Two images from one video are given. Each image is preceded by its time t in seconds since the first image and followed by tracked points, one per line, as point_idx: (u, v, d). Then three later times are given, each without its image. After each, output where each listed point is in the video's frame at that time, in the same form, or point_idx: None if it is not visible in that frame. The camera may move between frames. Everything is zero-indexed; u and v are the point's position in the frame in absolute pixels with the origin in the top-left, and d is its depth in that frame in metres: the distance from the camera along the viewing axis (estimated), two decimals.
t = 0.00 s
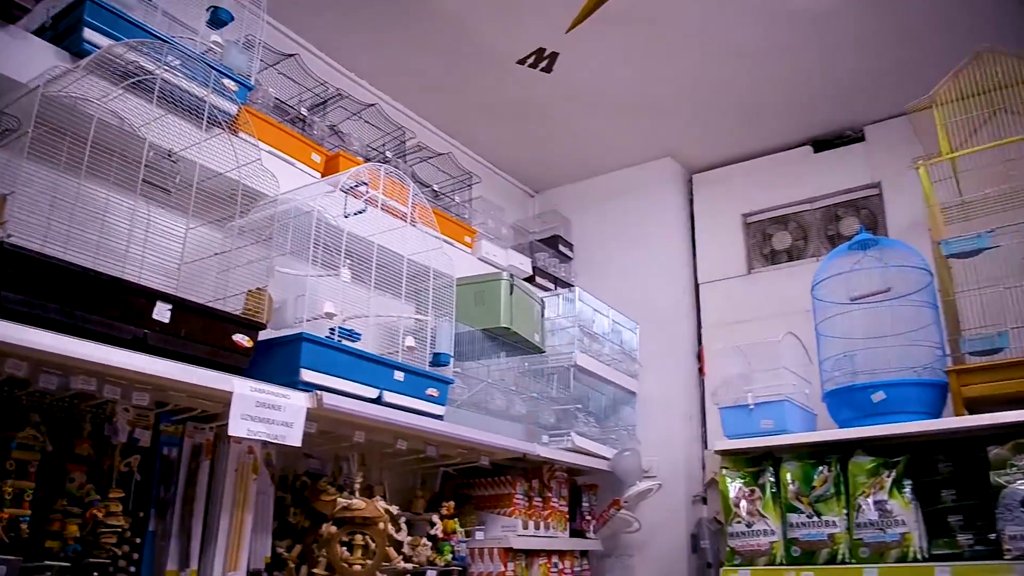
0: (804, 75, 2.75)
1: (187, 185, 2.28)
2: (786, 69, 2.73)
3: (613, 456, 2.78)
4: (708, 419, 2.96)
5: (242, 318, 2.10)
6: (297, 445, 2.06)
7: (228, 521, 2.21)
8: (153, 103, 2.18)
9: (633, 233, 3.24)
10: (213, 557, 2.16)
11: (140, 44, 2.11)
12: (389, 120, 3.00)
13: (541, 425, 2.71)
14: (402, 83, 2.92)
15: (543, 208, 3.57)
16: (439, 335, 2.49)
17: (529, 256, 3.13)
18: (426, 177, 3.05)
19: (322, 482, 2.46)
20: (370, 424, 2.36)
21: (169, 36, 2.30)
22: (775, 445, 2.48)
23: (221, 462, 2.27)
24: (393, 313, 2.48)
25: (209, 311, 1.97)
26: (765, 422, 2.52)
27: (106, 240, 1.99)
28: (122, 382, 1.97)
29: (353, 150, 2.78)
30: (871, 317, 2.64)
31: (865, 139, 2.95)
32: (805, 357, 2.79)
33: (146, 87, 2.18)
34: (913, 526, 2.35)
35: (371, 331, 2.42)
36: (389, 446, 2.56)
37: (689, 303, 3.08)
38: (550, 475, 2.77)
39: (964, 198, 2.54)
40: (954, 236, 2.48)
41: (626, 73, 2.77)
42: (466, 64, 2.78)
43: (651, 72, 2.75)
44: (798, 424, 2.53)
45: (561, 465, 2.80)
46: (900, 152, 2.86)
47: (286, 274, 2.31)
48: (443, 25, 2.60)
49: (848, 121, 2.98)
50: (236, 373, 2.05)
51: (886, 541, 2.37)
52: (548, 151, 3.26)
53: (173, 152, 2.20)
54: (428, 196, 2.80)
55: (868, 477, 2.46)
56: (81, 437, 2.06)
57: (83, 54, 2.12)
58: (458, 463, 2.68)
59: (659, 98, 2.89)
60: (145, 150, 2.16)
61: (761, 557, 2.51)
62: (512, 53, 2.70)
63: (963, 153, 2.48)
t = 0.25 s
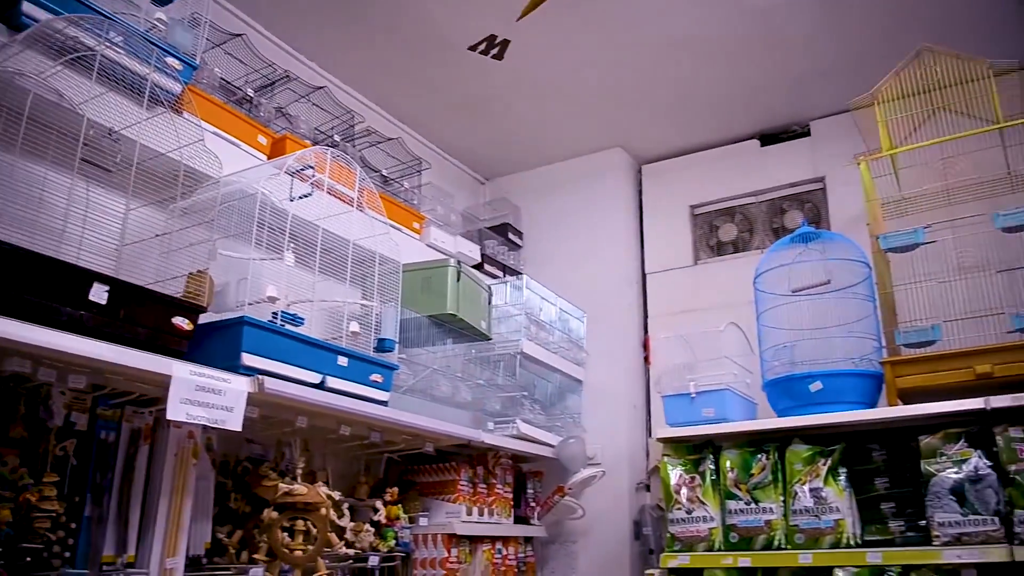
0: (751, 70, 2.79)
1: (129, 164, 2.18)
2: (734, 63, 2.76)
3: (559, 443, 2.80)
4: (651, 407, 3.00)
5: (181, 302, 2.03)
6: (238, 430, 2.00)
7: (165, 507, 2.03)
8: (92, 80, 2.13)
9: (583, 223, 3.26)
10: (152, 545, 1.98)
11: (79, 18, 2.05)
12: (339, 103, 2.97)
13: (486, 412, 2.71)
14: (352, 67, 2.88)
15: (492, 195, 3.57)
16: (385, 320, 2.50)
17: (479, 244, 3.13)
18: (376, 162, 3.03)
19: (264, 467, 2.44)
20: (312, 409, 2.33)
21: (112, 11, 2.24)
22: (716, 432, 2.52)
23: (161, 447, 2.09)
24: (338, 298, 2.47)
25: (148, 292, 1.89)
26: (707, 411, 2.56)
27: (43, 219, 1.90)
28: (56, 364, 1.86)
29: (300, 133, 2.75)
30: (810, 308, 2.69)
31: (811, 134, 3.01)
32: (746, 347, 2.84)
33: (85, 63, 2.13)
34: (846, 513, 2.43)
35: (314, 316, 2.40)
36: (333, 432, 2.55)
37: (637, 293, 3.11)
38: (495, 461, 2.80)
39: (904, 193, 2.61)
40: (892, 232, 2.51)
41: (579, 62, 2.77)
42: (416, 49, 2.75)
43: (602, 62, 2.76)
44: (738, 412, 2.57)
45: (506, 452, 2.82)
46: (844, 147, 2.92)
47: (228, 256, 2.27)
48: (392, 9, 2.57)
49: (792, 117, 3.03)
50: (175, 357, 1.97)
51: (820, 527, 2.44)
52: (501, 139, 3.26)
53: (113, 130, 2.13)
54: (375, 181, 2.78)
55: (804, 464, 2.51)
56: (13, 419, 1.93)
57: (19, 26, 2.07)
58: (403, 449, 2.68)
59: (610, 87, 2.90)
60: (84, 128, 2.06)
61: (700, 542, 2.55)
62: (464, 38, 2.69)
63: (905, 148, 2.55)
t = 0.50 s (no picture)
0: (704, 68, 2.82)
1: (72, 149, 2.13)
2: (687, 61, 2.78)
3: (508, 436, 2.81)
4: (601, 400, 3.03)
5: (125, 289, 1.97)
6: (180, 420, 1.97)
7: (107, 497, 2.00)
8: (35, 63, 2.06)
9: (538, 216, 3.27)
10: (93, 536, 1.95)
11: None
12: (291, 92, 2.94)
13: (437, 404, 2.73)
14: (304, 55, 2.85)
15: (446, 187, 3.56)
16: (333, 311, 2.48)
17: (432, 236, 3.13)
18: (328, 152, 3.01)
19: (209, 456, 2.41)
20: (258, 400, 2.31)
21: None
22: (662, 426, 2.55)
23: (103, 438, 2.04)
24: (286, 288, 2.45)
25: (91, 278, 1.83)
26: (654, 405, 2.58)
27: None
28: None
29: (250, 121, 2.71)
30: (757, 304, 2.73)
31: (761, 133, 3.05)
32: (693, 341, 2.88)
33: (27, 45, 2.06)
34: (788, 505, 2.47)
35: (261, 306, 2.38)
36: (280, 423, 2.54)
37: (588, 287, 3.14)
38: (444, 453, 2.81)
39: (847, 194, 2.68)
40: (835, 231, 2.56)
41: (533, 56, 2.77)
42: (369, 38, 2.73)
43: (557, 56, 2.77)
44: (684, 406, 2.61)
45: (456, 444, 2.84)
46: (792, 147, 2.97)
47: (174, 245, 2.22)
48: None
49: (743, 115, 3.07)
50: (117, 345, 1.93)
51: (762, 520, 2.48)
52: (456, 132, 3.25)
53: (58, 115, 2.05)
54: (328, 172, 2.79)
55: (748, 458, 2.55)
56: None
57: None
58: (352, 441, 2.68)
59: (565, 82, 2.90)
60: (28, 113, 1.99)
61: (646, 534, 2.57)
62: (418, 29, 2.68)
63: (848, 150, 2.62)
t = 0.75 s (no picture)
0: (664, 66, 2.84)
1: (19, 131, 2.07)
2: (648, 59, 2.81)
3: (463, 429, 2.83)
4: (556, 394, 3.05)
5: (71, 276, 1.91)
6: (129, 409, 1.91)
7: (52, 486, 1.97)
8: None
9: (498, 211, 3.27)
10: (37, 526, 1.92)
11: None
12: (248, 80, 2.91)
13: (391, 397, 2.72)
14: (262, 43, 2.82)
15: (406, 179, 3.55)
16: (287, 302, 2.44)
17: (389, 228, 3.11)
18: (285, 142, 2.99)
19: (158, 446, 2.32)
20: (209, 390, 2.29)
21: None
22: (614, 420, 2.57)
23: (49, 427, 2.01)
24: (238, 277, 2.43)
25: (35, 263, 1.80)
26: (606, 399, 2.61)
27: None
28: None
29: (205, 109, 2.68)
30: (711, 301, 2.75)
31: (717, 133, 3.09)
32: (647, 337, 2.90)
33: None
34: (737, 500, 2.51)
35: (214, 295, 2.34)
36: (231, 414, 2.52)
37: (545, 282, 3.16)
38: (398, 446, 2.81)
39: (800, 194, 2.70)
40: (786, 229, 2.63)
41: (494, 50, 2.77)
42: (329, 28, 2.72)
43: (517, 51, 2.77)
44: (637, 401, 2.63)
45: (410, 437, 2.84)
46: (747, 147, 3.01)
47: (124, 232, 2.15)
48: None
49: (702, 114, 3.11)
50: (61, 331, 1.89)
51: (711, 514, 2.51)
52: (416, 125, 3.25)
53: (7, 98, 2.00)
54: (283, 161, 2.77)
55: (698, 453, 2.59)
56: None
57: None
58: (305, 432, 2.67)
59: (525, 77, 2.91)
60: None
61: (596, 528, 2.59)
62: (377, 20, 2.66)
63: (802, 150, 2.67)
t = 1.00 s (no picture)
0: (624, 65, 2.86)
1: None
2: (607, 57, 2.82)
3: (417, 423, 2.83)
4: (511, 389, 3.07)
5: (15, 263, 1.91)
6: (73, 399, 1.87)
7: None
8: None
9: (457, 205, 3.27)
10: None
11: None
12: (205, 68, 2.87)
13: (344, 389, 2.72)
14: (220, 31, 2.79)
15: (365, 172, 3.54)
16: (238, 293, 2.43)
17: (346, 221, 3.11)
18: (242, 131, 2.96)
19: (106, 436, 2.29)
20: (158, 381, 2.25)
21: None
22: (567, 415, 2.59)
23: None
24: (189, 267, 2.39)
25: None
26: (559, 394, 2.63)
27: None
28: None
29: (160, 95, 2.64)
30: (665, 298, 2.78)
31: (675, 132, 3.12)
32: (601, 332, 2.92)
33: None
34: (686, 495, 2.54)
35: (162, 285, 2.32)
36: (180, 405, 2.49)
37: (502, 276, 3.17)
38: (351, 439, 2.80)
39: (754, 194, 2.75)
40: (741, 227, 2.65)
41: (455, 44, 2.77)
42: (288, 18, 2.69)
43: (478, 45, 2.77)
44: (590, 396, 2.65)
45: (363, 430, 2.84)
46: (704, 146, 3.04)
47: (71, 219, 2.11)
48: None
49: (660, 113, 3.14)
50: None
51: (661, 509, 2.54)
52: (376, 117, 3.23)
53: None
54: (238, 151, 2.74)
55: (649, 448, 2.61)
56: None
57: None
58: (256, 424, 2.65)
59: (486, 72, 2.91)
60: None
61: (548, 522, 2.60)
62: (338, 11, 2.64)
63: (757, 150, 2.70)
